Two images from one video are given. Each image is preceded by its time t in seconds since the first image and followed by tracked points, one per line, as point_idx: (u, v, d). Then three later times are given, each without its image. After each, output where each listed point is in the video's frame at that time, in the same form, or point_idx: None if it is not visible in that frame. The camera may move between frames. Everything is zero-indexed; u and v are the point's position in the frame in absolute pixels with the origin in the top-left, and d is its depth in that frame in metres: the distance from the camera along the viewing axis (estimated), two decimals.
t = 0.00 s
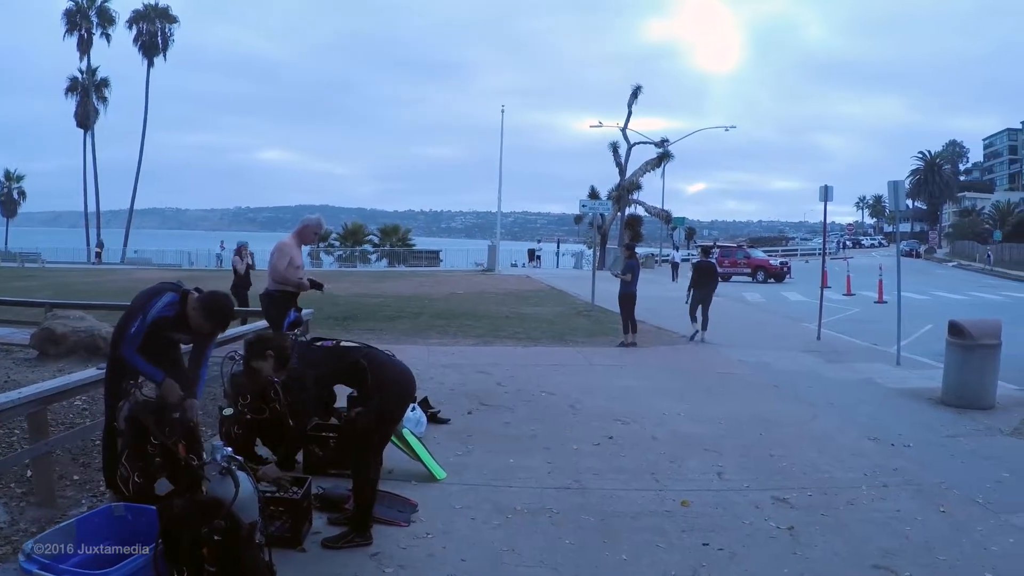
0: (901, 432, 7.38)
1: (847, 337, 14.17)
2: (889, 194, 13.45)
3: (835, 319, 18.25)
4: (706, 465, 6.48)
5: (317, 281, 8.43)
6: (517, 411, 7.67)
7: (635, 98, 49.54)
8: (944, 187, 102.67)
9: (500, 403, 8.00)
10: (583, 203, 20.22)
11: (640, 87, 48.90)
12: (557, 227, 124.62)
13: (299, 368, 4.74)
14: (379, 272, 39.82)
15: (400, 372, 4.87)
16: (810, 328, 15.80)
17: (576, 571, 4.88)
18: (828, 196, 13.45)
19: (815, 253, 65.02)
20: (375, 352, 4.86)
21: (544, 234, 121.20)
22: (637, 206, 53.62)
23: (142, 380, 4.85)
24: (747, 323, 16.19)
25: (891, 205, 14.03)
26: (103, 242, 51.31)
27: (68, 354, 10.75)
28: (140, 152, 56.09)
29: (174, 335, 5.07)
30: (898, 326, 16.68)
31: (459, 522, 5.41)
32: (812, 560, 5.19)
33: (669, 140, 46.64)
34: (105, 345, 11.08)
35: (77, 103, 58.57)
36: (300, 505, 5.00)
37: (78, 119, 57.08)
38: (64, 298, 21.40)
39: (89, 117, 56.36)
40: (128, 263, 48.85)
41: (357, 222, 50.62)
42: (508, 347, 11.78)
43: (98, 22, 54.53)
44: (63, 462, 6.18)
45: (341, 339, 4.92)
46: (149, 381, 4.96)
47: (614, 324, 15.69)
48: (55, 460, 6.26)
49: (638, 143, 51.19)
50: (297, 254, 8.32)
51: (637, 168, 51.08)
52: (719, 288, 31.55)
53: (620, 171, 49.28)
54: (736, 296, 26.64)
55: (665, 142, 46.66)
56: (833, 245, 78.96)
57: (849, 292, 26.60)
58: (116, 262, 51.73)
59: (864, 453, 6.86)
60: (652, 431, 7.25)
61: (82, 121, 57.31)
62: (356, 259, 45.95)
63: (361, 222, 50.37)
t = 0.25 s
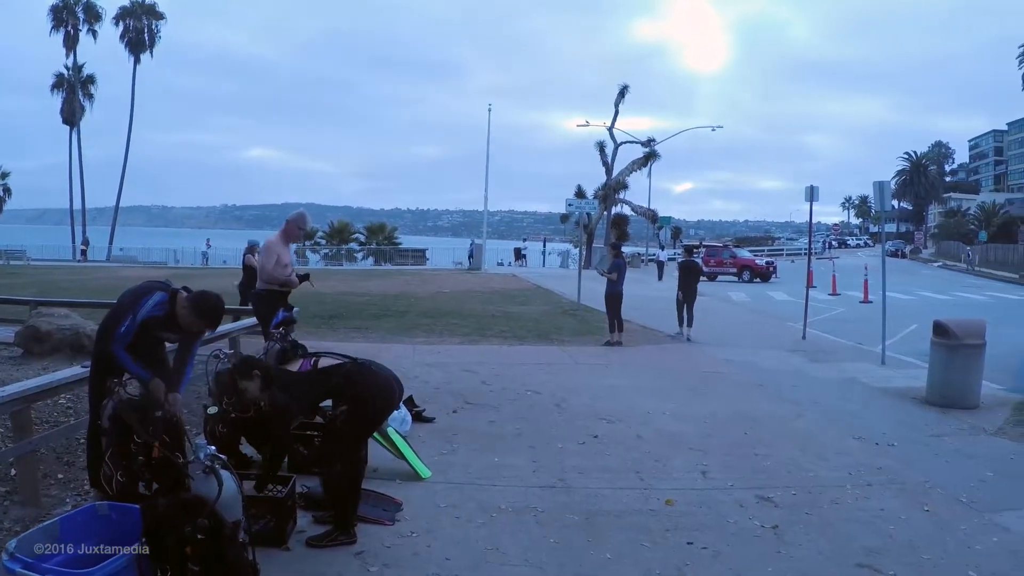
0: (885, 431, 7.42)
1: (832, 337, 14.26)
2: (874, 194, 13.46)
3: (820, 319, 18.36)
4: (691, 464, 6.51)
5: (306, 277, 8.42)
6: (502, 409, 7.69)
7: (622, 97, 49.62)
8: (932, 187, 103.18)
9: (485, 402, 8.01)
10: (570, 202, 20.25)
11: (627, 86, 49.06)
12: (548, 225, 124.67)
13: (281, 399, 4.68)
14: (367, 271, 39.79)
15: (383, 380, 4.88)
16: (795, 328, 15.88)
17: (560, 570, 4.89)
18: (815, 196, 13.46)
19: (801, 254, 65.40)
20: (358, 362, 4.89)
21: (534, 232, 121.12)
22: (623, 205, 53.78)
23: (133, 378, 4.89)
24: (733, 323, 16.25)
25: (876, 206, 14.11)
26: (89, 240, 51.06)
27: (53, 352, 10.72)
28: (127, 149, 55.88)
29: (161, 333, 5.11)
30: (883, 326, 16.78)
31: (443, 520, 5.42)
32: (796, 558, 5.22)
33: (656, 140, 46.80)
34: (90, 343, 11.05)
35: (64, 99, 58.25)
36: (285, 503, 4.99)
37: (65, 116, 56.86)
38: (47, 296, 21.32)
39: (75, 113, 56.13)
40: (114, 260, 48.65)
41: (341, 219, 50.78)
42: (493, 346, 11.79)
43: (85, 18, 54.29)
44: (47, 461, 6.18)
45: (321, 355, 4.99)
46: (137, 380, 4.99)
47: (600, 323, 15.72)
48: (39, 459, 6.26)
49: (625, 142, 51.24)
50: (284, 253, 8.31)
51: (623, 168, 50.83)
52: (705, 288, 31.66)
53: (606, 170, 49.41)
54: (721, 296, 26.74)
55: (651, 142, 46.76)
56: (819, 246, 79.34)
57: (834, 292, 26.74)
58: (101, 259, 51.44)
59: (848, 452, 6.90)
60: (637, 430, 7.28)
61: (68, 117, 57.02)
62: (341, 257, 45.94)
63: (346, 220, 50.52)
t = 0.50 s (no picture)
0: (876, 430, 7.45)
1: (823, 336, 14.31)
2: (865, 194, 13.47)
3: (811, 318, 18.40)
4: (682, 464, 6.52)
5: (303, 275, 8.37)
6: (493, 409, 7.70)
7: (614, 96, 49.76)
8: (925, 186, 103.49)
9: (476, 401, 8.02)
10: (561, 201, 20.25)
11: (619, 86, 49.13)
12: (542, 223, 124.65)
13: (271, 406, 4.81)
14: (359, 271, 39.75)
15: (371, 382, 4.86)
16: (787, 327, 15.92)
17: (551, 569, 4.91)
18: (806, 196, 13.49)
19: (793, 253, 65.59)
20: (347, 364, 4.91)
21: (529, 231, 121.16)
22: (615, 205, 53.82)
23: (123, 378, 4.86)
24: (724, 322, 16.29)
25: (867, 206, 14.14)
26: (80, 240, 50.89)
27: (44, 352, 10.71)
28: (119, 148, 55.74)
29: (152, 332, 5.07)
30: (875, 325, 16.85)
31: (434, 520, 5.42)
32: (787, 557, 5.24)
33: (647, 140, 46.86)
34: (82, 343, 11.04)
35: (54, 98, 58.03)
36: (277, 503, 4.99)
37: (55, 115, 56.65)
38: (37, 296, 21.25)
39: (66, 113, 55.97)
40: (105, 260, 48.52)
41: (334, 219, 50.66)
42: (484, 345, 11.80)
43: (76, 17, 54.13)
44: (37, 461, 6.18)
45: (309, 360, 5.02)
46: (126, 379, 4.95)
47: (592, 322, 15.74)
48: (29, 459, 6.25)
49: (617, 142, 51.35)
50: (279, 252, 8.27)
51: (614, 168, 51.17)
52: (697, 288, 31.70)
53: (599, 170, 49.47)
54: (713, 295, 26.81)
55: (643, 142, 46.80)
56: (811, 245, 79.51)
57: (825, 291, 26.83)
58: (93, 259, 51.37)
59: (839, 451, 6.92)
60: (628, 429, 7.29)
61: (59, 116, 56.84)
62: (333, 257, 45.84)
63: (338, 219, 50.42)
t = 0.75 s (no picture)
0: (867, 431, 7.47)
1: (814, 338, 14.36)
2: (857, 195, 13.49)
3: (802, 319, 18.46)
4: (673, 465, 6.54)
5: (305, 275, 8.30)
6: (484, 410, 7.70)
7: (606, 97, 49.84)
8: (918, 187, 103.78)
9: (467, 402, 8.03)
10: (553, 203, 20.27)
11: (610, 87, 49.26)
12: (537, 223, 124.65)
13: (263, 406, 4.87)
14: (352, 271, 39.70)
15: (360, 385, 4.84)
16: (778, 328, 15.96)
17: (542, 570, 4.91)
18: (798, 197, 13.51)
19: (784, 254, 65.83)
20: (335, 367, 4.89)
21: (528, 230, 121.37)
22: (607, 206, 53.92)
23: (116, 377, 4.85)
24: (716, 323, 16.33)
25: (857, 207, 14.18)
26: (71, 241, 50.73)
27: (35, 353, 10.68)
28: (111, 149, 55.61)
29: (144, 332, 5.07)
30: (865, 327, 16.91)
31: (425, 521, 5.43)
32: (778, 558, 5.25)
33: (639, 141, 46.97)
34: (72, 344, 11.02)
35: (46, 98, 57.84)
36: (267, 504, 4.99)
37: (47, 115, 56.50)
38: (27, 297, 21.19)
39: (57, 113, 55.85)
40: (96, 261, 48.39)
41: (326, 219, 50.61)
42: (475, 347, 11.80)
43: (68, 16, 54.03)
44: (28, 462, 6.17)
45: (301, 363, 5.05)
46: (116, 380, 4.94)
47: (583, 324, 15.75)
48: (20, 460, 6.24)
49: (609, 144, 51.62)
50: (280, 253, 8.21)
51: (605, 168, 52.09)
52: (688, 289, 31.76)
53: (591, 170, 49.56)
54: (705, 296, 26.89)
55: (635, 143, 46.90)
56: (803, 247, 79.72)
57: (817, 293, 26.90)
58: (84, 259, 51.23)
59: (830, 452, 6.94)
60: (619, 430, 7.31)
61: (51, 117, 56.68)
62: (326, 257, 45.77)
63: (331, 220, 50.36)
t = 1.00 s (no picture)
0: (858, 429, 7.50)
1: (805, 336, 14.40)
2: (846, 195, 13.54)
3: (792, 318, 18.52)
4: (664, 464, 6.56)
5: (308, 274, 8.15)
6: (475, 410, 7.71)
7: (596, 97, 49.96)
8: (910, 184, 104.08)
9: (458, 402, 8.04)
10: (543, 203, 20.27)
11: (600, 87, 49.37)
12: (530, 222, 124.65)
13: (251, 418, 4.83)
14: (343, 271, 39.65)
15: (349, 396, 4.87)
16: (768, 327, 16.01)
17: (532, 569, 4.92)
18: (787, 196, 13.53)
19: (774, 253, 66.10)
20: (323, 378, 4.92)
21: (520, 229, 121.20)
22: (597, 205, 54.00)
23: (110, 380, 4.74)
24: (706, 322, 16.37)
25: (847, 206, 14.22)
26: (60, 242, 50.55)
27: (24, 355, 10.64)
28: (101, 150, 55.42)
29: (137, 332, 4.93)
30: (855, 325, 16.97)
31: (416, 521, 5.44)
32: (768, 556, 5.27)
33: (629, 140, 47.04)
34: (62, 345, 10.98)
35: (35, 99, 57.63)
36: (258, 506, 4.99)
37: (37, 116, 56.30)
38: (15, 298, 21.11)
39: (46, 113, 55.67)
40: (86, 262, 48.24)
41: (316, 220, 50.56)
42: (466, 346, 11.82)
43: (57, 17, 53.91)
44: (18, 464, 6.16)
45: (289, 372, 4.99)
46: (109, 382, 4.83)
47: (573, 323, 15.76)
48: (9, 462, 6.24)
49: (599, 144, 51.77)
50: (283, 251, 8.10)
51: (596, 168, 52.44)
52: (678, 289, 31.83)
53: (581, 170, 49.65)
54: (695, 295, 26.96)
55: (625, 142, 47.00)
56: (793, 246, 79.96)
57: (806, 292, 27.02)
58: (73, 261, 51.05)
59: (820, 450, 6.97)
60: (610, 430, 7.33)
61: (40, 117, 56.49)
62: (316, 258, 45.72)
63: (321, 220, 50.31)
